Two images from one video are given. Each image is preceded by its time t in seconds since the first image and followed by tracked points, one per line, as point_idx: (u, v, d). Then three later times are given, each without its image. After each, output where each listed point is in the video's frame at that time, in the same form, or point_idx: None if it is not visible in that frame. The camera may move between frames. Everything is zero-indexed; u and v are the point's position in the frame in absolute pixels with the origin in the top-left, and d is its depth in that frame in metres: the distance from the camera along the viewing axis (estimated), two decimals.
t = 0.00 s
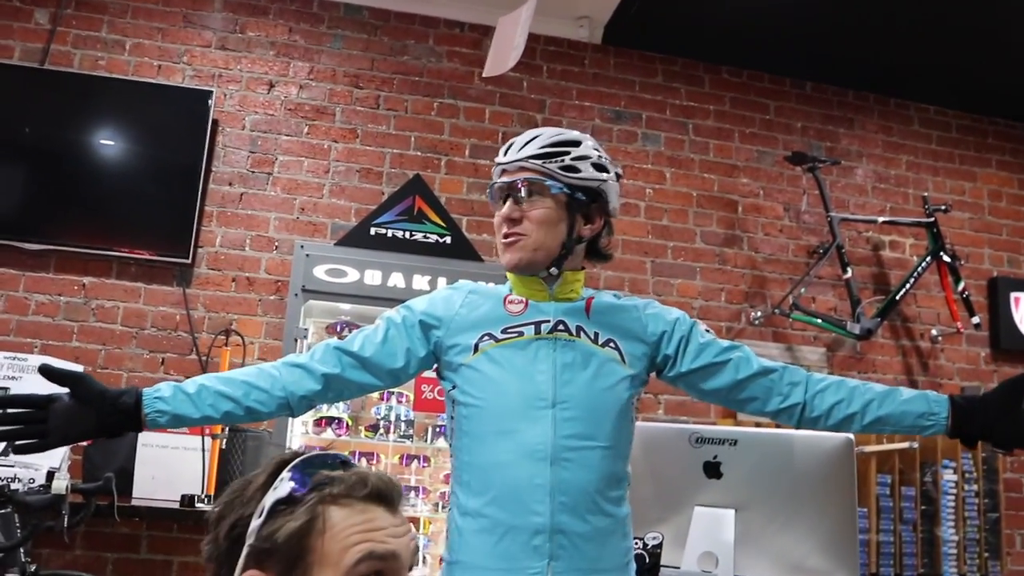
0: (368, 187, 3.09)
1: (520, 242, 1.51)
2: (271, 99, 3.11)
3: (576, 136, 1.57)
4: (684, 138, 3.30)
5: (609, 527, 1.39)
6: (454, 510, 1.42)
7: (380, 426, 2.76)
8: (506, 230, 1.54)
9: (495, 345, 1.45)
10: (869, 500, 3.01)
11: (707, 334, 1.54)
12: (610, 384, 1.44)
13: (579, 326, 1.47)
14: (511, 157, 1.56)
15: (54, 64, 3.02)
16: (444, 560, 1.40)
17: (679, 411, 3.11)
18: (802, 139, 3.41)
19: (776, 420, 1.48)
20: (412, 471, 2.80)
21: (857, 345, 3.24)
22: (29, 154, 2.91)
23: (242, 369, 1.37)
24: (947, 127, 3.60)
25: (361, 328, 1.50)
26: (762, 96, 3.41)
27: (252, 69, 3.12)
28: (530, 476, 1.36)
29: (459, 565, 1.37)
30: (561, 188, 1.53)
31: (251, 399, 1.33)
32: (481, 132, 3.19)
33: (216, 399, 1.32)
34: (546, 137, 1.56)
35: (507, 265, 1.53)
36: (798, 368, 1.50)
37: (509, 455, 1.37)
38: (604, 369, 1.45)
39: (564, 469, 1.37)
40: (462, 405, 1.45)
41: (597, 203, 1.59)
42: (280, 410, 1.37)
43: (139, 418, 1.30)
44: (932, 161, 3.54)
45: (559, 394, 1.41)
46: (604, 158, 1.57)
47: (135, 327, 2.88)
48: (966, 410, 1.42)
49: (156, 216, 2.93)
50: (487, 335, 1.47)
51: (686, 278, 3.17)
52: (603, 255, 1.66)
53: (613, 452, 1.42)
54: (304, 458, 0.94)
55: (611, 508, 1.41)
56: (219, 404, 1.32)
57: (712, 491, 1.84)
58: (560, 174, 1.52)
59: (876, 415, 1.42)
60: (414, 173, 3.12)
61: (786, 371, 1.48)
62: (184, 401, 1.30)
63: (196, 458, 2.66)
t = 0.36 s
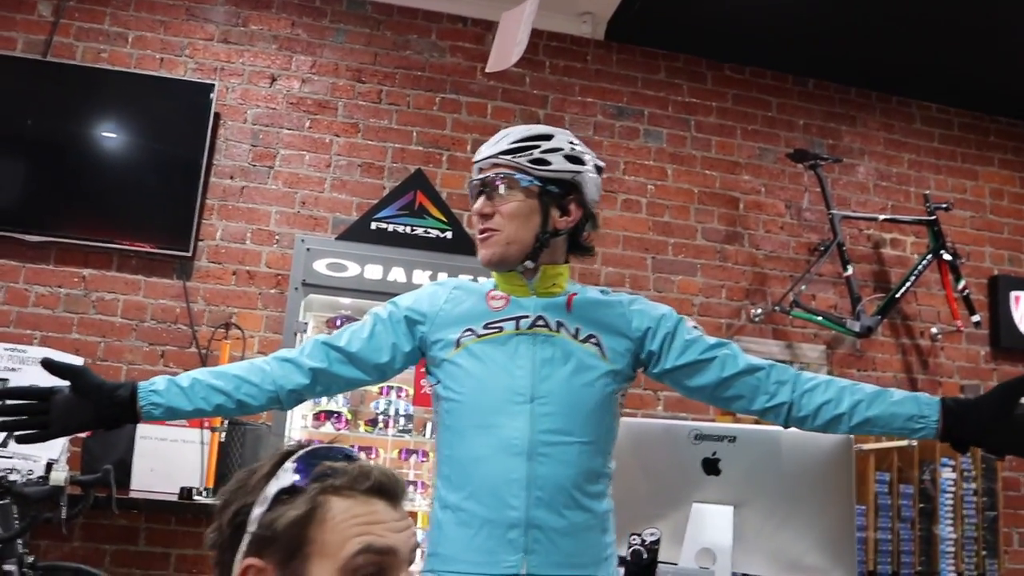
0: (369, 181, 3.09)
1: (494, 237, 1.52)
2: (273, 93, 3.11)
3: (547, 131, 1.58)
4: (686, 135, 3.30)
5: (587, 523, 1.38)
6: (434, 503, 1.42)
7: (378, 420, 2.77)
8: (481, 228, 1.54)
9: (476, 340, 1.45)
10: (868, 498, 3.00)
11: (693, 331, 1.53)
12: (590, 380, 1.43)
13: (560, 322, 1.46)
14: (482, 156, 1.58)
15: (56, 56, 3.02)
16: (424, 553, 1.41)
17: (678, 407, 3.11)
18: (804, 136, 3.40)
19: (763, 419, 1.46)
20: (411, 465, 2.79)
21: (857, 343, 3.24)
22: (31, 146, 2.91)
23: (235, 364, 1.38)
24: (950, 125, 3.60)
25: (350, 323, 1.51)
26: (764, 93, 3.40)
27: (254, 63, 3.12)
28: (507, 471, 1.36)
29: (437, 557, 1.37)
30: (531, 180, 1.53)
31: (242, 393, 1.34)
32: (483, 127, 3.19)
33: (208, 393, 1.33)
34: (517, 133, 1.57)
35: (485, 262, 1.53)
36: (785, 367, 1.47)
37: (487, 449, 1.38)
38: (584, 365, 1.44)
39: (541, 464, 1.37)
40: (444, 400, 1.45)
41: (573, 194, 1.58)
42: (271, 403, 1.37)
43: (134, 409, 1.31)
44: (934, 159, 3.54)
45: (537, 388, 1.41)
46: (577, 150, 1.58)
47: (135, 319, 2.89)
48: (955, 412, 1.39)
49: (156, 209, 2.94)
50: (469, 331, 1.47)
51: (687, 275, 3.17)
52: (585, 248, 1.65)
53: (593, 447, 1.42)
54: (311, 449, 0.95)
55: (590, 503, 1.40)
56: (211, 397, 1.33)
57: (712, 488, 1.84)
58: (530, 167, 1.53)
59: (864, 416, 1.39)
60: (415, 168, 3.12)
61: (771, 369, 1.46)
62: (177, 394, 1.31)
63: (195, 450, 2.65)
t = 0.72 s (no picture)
0: (370, 186, 3.09)
1: (480, 243, 1.52)
2: (274, 97, 3.10)
3: (532, 133, 1.57)
4: (687, 141, 3.31)
5: (581, 526, 1.36)
6: (433, 509, 1.43)
7: (380, 425, 2.76)
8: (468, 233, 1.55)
9: (467, 346, 1.45)
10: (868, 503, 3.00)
11: (692, 328, 1.47)
12: (580, 382, 1.41)
13: (548, 325, 1.45)
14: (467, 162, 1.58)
15: (55, 59, 3.01)
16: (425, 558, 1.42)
17: (679, 413, 3.11)
18: (804, 143, 3.41)
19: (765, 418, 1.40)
20: (412, 471, 2.76)
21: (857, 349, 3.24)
22: (30, 150, 2.90)
23: (242, 376, 1.40)
24: (948, 132, 3.62)
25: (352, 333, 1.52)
26: (764, 99, 3.42)
27: (255, 67, 3.11)
28: (496, 476, 1.35)
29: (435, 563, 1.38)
30: (514, 184, 1.53)
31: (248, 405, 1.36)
32: (484, 133, 3.19)
33: (215, 405, 1.35)
34: (500, 137, 1.57)
35: (473, 268, 1.53)
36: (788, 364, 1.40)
37: (477, 455, 1.38)
38: (574, 368, 1.42)
39: (530, 468, 1.36)
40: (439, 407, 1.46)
41: (559, 196, 1.57)
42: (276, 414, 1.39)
43: (146, 422, 1.34)
44: (933, 166, 3.55)
45: (526, 393, 1.40)
46: (562, 151, 1.57)
47: (135, 323, 2.87)
48: (965, 413, 1.29)
49: (156, 213, 2.92)
50: (461, 337, 1.47)
51: (688, 281, 3.18)
52: (578, 249, 1.63)
53: (586, 451, 1.39)
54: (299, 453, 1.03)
55: (584, 507, 1.38)
56: (218, 409, 1.35)
57: (714, 493, 1.84)
58: (513, 171, 1.52)
59: (867, 417, 1.30)
60: (416, 173, 3.12)
61: (773, 366, 1.39)
62: (187, 407, 1.34)
63: (194, 455, 2.66)
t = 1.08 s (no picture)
0: (375, 184, 3.08)
1: (518, 233, 1.49)
2: (279, 96, 3.10)
3: (572, 122, 1.56)
4: (692, 139, 3.30)
5: (612, 530, 1.30)
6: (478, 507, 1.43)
7: (386, 424, 2.75)
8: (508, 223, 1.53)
9: (503, 344, 1.44)
10: (875, 501, 3.01)
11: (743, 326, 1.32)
12: (612, 378, 1.34)
13: (580, 321, 1.40)
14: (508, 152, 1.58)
15: (60, 58, 3.01)
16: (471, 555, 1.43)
17: (685, 411, 3.10)
18: (809, 141, 3.41)
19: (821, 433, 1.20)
20: (418, 469, 2.77)
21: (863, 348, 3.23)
22: (35, 150, 2.90)
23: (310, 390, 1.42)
24: (954, 130, 3.61)
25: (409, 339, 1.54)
26: (769, 97, 3.41)
27: (259, 65, 3.11)
28: (523, 476, 1.33)
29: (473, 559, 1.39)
30: (553, 173, 1.51)
31: (320, 417, 1.38)
32: (489, 131, 3.19)
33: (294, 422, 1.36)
34: (541, 127, 1.56)
35: (512, 259, 1.50)
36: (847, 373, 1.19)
37: (508, 454, 1.36)
38: (608, 364, 1.35)
39: (558, 468, 1.31)
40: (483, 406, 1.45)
41: (601, 184, 1.53)
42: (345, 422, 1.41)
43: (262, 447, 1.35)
44: (939, 164, 3.55)
45: (556, 390, 1.35)
46: (604, 140, 1.54)
47: (139, 322, 2.87)
48: None
49: (161, 212, 2.92)
50: (497, 335, 1.46)
51: (693, 279, 3.18)
52: (622, 242, 1.58)
53: (619, 451, 1.32)
54: (309, 445, 1.03)
55: (615, 509, 1.31)
56: (297, 425, 1.36)
57: (722, 491, 1.83)
58: (552, 159, 1.50)
59: (919, 448, 1.06)
60: (421, 171, 3.11)
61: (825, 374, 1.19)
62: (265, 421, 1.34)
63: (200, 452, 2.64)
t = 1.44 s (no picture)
0: (383, 178, 3.08)
1: (557, 229, 1.50)
2: (285, 91, 3.10)
3: (609, 107, 1.50)
4: (701, 128, 3.28)
5: (637, 534, 1.29)
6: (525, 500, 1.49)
7: (396, 417, 2.74)
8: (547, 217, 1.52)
9: (539, 344, 1.48)
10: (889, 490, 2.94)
11: (764, 363, 1.25)
12: (635, 383, 1.33)
13: (607, 324, 1.40)
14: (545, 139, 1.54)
15: (67, 58, 3.02)
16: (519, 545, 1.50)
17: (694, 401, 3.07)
18: (819, 128, 3.38)
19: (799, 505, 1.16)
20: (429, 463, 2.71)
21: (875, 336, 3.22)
22: (42, 151, 2.91)
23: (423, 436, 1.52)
24: (966, 115, 3.57)
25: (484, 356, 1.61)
26: (778, 84, 3.38)
27: (266, 61, 3.11)
28: (548, 477, 1.37)
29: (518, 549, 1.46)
30: (587, 166, 1.48)
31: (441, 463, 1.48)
32: (496, 123, 3.17)
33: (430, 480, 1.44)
34: (576, 112, 1.51)
35: (551, 256, 1.51)
36: (827, 472, 1.11)
37: (538, 455, 1.40)
38: (630, 372, 1.34)
39: (580, 472, 1.33)
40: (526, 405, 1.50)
41: (639, 175, 1.50)
42: (469, 452, 1.52)
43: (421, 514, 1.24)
44: (951, 149, 3.51)
45: (581, 394, 1.37)
46: (642, 127, 1.48)
47: (151, 320, 2.89)
48: None
49: (169, 210, 2.93)
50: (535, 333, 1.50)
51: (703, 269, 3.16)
52: (665, 230, 1.55)
53: (646, 455, 1.31)
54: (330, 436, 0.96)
55: (641, 516, 1.30)
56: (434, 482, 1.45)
57: (734, 481, 1.82)
58: (586, 153, 1.47)
59: None
60: (429, 164, 3.11)
61: (801, 467, 1.13)
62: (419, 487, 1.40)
63: (212, 449, 2.62)
